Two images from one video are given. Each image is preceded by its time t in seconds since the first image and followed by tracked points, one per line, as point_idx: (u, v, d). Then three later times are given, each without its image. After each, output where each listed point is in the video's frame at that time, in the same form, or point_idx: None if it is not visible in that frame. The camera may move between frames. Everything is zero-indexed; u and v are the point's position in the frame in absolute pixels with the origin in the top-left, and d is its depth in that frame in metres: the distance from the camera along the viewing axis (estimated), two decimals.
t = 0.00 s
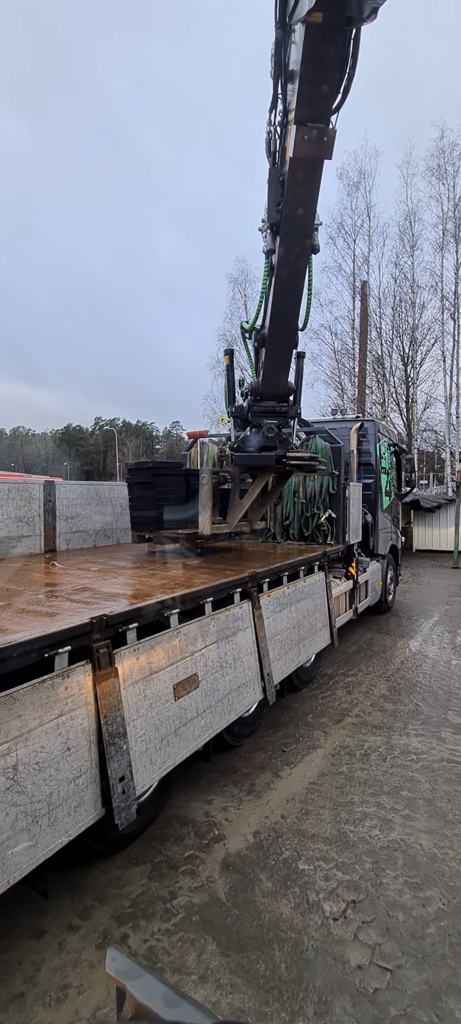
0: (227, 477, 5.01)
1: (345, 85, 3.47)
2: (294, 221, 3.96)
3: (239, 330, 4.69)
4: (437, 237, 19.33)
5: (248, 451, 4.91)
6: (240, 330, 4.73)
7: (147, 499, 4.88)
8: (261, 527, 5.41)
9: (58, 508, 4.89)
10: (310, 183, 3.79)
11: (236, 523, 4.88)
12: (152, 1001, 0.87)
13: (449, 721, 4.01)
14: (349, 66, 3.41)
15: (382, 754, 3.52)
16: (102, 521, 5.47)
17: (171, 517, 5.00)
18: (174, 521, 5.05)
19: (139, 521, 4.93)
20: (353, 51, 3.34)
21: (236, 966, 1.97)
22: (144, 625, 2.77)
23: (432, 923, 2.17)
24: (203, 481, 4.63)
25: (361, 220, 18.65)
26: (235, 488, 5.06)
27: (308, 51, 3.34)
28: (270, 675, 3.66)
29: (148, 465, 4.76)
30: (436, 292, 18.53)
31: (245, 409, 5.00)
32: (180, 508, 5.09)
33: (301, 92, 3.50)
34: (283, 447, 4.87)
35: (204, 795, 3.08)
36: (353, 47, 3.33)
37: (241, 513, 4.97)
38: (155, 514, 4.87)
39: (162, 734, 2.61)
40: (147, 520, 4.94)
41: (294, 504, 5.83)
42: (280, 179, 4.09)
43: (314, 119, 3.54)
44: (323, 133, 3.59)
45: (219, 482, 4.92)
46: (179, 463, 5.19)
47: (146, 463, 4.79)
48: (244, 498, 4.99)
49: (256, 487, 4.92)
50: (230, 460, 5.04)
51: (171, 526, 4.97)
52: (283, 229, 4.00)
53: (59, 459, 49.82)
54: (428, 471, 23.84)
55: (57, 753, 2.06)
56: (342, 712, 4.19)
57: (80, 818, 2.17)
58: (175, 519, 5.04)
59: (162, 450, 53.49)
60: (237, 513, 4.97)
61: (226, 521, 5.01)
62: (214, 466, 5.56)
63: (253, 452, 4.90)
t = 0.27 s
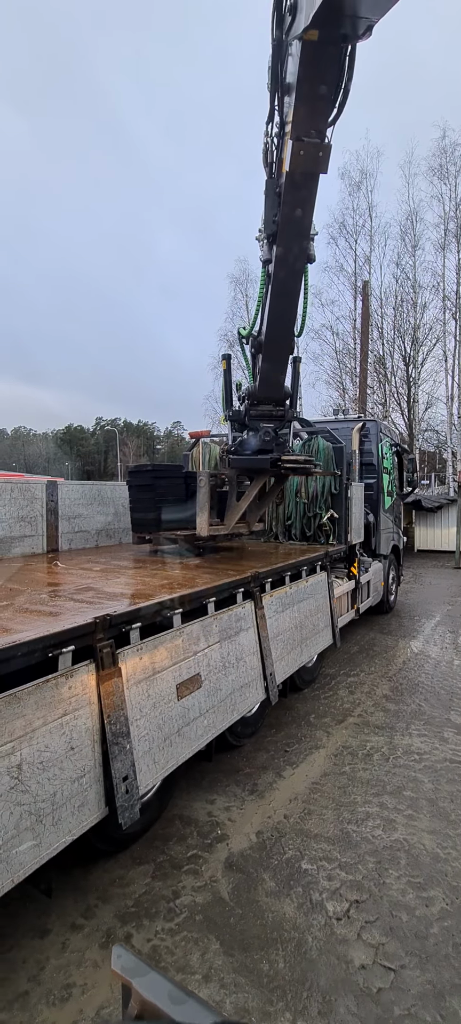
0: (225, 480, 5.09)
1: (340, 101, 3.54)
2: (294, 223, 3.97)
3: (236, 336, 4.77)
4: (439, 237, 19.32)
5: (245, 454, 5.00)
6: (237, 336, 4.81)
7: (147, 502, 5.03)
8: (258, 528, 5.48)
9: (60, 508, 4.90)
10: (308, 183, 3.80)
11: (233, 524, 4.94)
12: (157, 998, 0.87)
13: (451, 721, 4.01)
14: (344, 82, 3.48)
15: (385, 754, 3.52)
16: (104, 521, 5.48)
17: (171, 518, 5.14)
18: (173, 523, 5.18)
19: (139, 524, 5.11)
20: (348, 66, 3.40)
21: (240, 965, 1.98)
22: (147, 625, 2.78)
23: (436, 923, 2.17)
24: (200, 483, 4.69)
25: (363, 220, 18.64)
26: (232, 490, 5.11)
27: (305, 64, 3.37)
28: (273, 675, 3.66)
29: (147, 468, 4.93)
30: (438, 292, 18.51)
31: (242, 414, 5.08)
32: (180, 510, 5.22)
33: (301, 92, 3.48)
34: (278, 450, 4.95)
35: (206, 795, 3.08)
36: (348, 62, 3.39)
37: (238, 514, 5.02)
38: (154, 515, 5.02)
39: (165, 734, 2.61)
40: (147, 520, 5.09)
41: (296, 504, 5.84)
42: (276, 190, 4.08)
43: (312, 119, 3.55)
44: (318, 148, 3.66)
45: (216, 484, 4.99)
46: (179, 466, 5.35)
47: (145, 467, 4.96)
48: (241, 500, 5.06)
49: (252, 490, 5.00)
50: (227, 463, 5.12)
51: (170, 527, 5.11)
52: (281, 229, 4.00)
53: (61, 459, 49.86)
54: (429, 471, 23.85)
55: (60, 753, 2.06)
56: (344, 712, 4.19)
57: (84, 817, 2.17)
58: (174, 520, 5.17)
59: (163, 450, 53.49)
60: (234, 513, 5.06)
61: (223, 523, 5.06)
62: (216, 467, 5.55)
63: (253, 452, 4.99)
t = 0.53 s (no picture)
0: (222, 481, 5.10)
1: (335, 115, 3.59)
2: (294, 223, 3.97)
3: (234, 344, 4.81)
4: (440, 237, 19.30)
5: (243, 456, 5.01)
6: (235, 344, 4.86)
7: (146, 503, 5.16)
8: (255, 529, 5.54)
9: (62, 508, 4.91)
10: (307, 183, 3.80)
11: (230, 526, 4.99)
12: (162, 997, 0.88)
13: (453, 721, 4.00)
14: (340, 96, 3.54)
15: (387, 754, 3.52)
16: (106, 521, 5.49)
17: (170, 520, 5.24)
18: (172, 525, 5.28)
19: (139, 525, 5.24)
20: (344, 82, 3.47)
21: (242, 964, 1.98)
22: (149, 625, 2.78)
23: (438, 923, 2.17)
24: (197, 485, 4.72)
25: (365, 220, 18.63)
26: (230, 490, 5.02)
27: (302, 69, 3.38)
28: (275, 675, 3.67)
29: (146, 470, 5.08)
30: (439, 292, 18.49)
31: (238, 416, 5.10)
32: (179, 512, 5.32)
33: (298, 91, 3.46)
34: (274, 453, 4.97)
35: (209, 794, 3.09)
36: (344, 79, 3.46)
37: (235, 515, 5.05)
38: (153, 517, 5.14)
39: (168, 733, 2.61)
40: (147, 521, 5.21)
41: (298, 504, 5.84)
42: (272, 200, 4.13)
43: (312, 119, 3.55)
44: (314, 162, 3.71)
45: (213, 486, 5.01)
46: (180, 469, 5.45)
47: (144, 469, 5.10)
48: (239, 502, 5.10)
49: (249, 492, 5.04)
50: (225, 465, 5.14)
51: (168, 528, 5.21)
52: (280, 229, 4.00)
53: (62, 459, 49.91)
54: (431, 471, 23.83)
55: (63, 752, 2.06)
56: (346, 712, 4.18)
57: (87, 817, 2.18)
58: (174, 520, 5.28)
59: (165, 450, 53.49)
60: (232, 514, 5.04)
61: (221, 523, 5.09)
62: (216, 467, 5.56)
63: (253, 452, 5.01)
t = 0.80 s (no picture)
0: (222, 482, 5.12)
1: (333, 127, 3.61)
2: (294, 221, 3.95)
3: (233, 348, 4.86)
4: (442, 237, 19.26)
5: (242, 457, 5.03)
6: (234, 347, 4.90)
7: (147, 503, 5.21)
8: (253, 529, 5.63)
9: (64, 508, 4.92)
10: (308, 184, 3.79)
11: (229, 526, 5.02)
12: (165, 995, 0.88)
13: (455, 721, 4.00)
14: (338, 109, 3.55)
15: (389, 754, 3.52)
16: (107, 521, 5.50)
17: (170, 520, 5.28)
18: (173, 524, 5.31)
19: (140, 525, 5.29)
20: (342, 95, 3.48)
21: (244, 964, 1.98)
22: (151, 625, 2.78)
23: (440, 923, 2.17)
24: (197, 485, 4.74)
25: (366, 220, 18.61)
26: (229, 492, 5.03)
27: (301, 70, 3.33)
28: (277, 675, 3.67)
29: (147, 471, 5.13)
30: (441, 292, 18.46)
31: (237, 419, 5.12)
32: (179, 511, 5.35)
33: (298, 92, 3.42)
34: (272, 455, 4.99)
35: (210, 794, 3.09)
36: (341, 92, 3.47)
37: (234, 515, 5.05)
38: (153, 517, 5.18)
39: (170, 733, 2.62)
40: (147, 521, 5.26)
41: (299, 504, 5.84)
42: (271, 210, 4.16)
43: (312, 119, 3.53)
44: (312, 175, 3.74)
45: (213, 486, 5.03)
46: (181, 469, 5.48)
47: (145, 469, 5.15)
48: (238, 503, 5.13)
49: (247, 493, 5.08)
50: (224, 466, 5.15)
51: (169, 528, 5.24)
52: (280, 229, 4.00)
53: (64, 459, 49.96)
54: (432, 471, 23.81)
55: (66, 752, 2.07)
56: (348, 712, 4.18)
57: (89, 816, 2.18)
58: (173, 519, 5.32)
59: (166, 450, 53.50)
60: (231, 514, 5.05)
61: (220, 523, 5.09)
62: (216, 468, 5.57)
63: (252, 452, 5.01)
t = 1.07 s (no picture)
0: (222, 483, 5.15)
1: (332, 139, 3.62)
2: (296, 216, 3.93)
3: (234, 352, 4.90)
4: (444, 237, 19.23)
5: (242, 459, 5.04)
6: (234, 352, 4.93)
7: (148, 504, 5.23)
8: (253, 529, 5.69)
9: (66, 508, 4.93)
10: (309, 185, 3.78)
11: (229, 526, 5.06)
12: (167, 995, 0.88)
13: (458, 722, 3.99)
14: (337, 122, 3.55)
15: (391, 754, 3.51)
16: (109, 521, 5.51)
17: (171, 520, 5.31)
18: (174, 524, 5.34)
19: (141, 525, 5.35)
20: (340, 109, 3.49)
21: (246, 964, 1.98)
22: (153, 625, 2.78)
23: (443, 924, 2.17)
24: (198, 487, 4.78)
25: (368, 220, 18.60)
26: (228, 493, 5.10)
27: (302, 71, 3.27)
28: (279, 675, 3.66)
29: (148, 472, 5.15)
30: (443, 292, 18.43)
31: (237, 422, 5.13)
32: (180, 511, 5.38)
33: (300, 91, 3.39)
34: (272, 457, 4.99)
35: (212, 794, 3.09)
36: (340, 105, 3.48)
37: (234, 516, 5.11)
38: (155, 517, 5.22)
39: (171, 733, 2.62)
40: (149, 521, 5.30)
41: (301, 504, 5.84)
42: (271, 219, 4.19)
43: (314, 120, 3.52)
44: (311, 186, 3.78)
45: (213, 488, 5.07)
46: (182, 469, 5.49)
47: (146, 470, 5.17)
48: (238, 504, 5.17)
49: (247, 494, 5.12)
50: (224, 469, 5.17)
51: (170, 528, 5.27)
52: (281, 228, 4.00)
53: (66, 459, 50.03)
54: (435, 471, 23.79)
55: (68, 751, 2.07)
56: (350, 712, 4.18)
57: (91, 815, 2.18)
58: (174, 520, 5.35)
59: (168, 450, 53.53)
60: (231, 515, 5.09)
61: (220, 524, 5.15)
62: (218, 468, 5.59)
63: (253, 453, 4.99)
